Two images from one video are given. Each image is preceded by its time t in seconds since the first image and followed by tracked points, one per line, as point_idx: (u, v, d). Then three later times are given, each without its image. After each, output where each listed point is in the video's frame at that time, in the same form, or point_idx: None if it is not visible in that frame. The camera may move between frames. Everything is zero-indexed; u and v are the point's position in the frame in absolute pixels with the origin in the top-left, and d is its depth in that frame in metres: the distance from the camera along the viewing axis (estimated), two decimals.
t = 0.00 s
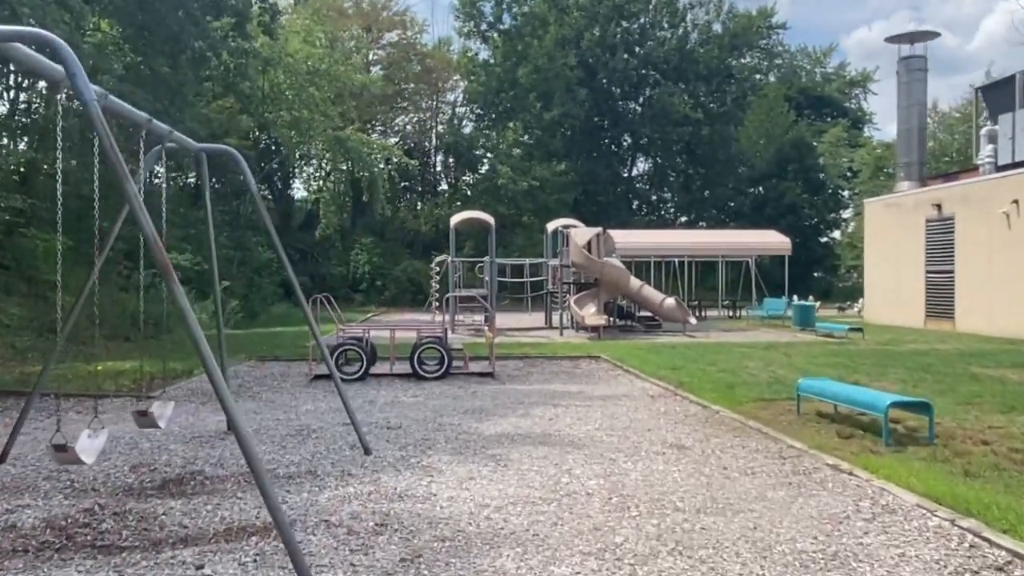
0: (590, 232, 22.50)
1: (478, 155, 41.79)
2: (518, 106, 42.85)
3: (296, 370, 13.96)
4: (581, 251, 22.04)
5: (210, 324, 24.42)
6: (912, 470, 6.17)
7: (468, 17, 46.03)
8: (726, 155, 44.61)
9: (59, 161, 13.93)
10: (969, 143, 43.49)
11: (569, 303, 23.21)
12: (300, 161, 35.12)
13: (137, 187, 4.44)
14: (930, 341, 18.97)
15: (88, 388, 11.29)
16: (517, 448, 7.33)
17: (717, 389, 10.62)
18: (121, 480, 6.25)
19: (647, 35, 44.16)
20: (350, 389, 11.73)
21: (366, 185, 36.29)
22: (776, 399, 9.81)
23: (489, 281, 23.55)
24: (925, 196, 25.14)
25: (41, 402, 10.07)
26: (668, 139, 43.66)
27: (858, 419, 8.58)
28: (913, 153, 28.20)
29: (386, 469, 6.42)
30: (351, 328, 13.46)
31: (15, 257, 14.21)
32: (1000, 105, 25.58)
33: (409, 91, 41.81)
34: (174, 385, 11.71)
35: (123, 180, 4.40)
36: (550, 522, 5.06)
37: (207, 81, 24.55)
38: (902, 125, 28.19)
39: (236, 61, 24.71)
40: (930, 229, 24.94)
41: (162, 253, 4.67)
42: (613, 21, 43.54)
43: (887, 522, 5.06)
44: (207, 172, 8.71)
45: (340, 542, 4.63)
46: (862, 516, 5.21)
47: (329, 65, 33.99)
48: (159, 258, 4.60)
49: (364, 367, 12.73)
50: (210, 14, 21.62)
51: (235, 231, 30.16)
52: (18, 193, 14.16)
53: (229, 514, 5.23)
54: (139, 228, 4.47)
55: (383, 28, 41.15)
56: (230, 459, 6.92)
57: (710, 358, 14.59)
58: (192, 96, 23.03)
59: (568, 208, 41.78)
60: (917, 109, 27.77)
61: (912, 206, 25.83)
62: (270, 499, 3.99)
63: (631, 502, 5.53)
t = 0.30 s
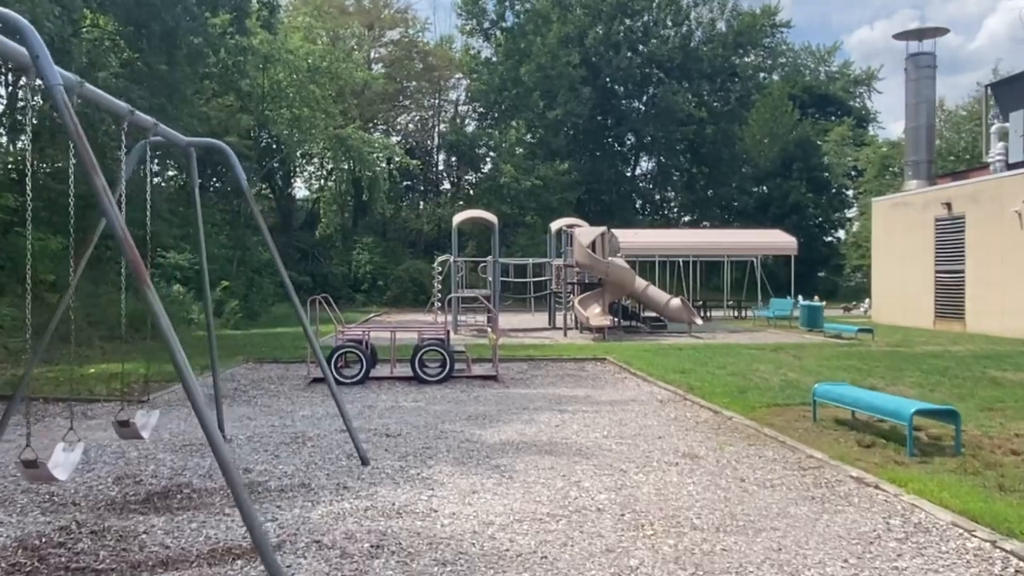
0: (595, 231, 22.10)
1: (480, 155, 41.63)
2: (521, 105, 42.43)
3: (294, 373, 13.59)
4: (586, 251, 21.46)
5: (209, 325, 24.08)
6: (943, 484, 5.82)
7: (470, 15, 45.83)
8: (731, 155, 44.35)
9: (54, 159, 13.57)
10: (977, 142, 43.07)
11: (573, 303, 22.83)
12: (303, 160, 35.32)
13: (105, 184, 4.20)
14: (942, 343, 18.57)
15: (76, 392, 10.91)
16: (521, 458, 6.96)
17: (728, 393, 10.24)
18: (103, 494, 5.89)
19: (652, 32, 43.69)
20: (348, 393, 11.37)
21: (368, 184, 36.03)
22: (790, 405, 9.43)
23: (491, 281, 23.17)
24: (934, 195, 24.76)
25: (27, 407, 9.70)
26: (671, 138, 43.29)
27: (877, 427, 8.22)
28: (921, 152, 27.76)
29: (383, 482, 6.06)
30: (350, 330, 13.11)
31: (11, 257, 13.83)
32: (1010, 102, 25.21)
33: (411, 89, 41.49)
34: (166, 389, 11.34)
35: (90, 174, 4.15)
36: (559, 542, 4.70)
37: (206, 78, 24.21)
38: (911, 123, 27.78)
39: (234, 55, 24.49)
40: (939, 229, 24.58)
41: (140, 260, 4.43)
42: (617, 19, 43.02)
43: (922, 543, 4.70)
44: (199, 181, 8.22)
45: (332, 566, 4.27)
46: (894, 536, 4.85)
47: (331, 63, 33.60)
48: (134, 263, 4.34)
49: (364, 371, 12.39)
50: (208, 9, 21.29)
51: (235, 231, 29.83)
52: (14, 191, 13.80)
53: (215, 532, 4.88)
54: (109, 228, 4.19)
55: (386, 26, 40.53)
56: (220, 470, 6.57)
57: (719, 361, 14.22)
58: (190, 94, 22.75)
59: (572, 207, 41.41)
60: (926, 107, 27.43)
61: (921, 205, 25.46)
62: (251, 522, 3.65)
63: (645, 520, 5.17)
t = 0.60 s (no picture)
0: (597, 231, 21.72)
1: (482, 155, 41.21)
2: (523, 104, 42.05)
3: (290, 375, 13.25)
4: (588, 251, 21.11)
5: (207, 326, 23.78)
6: (970, 496, 5.48)
7: (473, 13, 45.26)
8: (734, 155, 43.96)
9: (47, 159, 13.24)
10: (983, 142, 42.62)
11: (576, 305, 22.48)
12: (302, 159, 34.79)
13: (61, 170, 3.82)
14: (952, 345, 18.20)
15: (63, 396, 10.57)
16: (522, 467, 6.62)
17: (736, 397, 9.90)
18: (78, 506, 5.56)
19: (655, 32, 43.32)
20: (344, 397, 11.04)
21: (368, 184, 35.99)
22: (802, 410, 9.08)
23: (493, 282, 22.81)
24: (942, 195, 24.40)
25: (10, 410, 9.38)
26: (675, 138, 42.89)
27: (893, 434, 7.89)
28: (929, 151, 27.37)
29: (375, 493, 5.72)
30: (348, 332, 12.76)
31: (4, 260, 13.50)
32: (1020, 101, 24.83)
33: (413, 89, 41.24)
34: (157, 392, 11.01)
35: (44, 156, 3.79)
36: (562, 562, 4.36)
37: (203, 76, 23.91)
38: (918, 122, 27.42)
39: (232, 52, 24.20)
40: (947, 230, 24.23)
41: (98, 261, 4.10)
42: (620, 18, 42.72)
43: (953, 563, 4.35)
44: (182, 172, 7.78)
45: None
46: (922, 554, 4.51)
47: (331, 62, 33.30)
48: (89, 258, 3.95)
49: (360, 374, 12.02)
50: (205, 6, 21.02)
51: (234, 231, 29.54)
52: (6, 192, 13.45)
53: (191, 550, 4.54)
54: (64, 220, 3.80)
55: (387, 26, 40.36)
56: (204, 480, 6.23)
57: (725, 363, 13.88)
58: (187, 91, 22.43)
59: (574, 207, 41.07)
60: (933, 106, 27.09)
61: (929, 205, 25.09)
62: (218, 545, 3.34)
63: (654, 536, 4.84)
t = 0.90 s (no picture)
0: (598, 231, 21.36)
1: (484, 153, 40.63)
2: (525, 103, 41.65)
3: (283, 378, 12.90)
4: (590, 250, 20.77)
5: (204, 326, 23.48)
6: (995, 515, 5.15)
7: (474, 11, 44.51)
8: (738, 153, 43.30)
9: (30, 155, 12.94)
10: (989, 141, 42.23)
11: (577, 305, 22.14)
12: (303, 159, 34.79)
13: None
14: (960, 347, 17.84)
15: (46, 400, 10.26)
16: (518, 479, 6.27)
17: (742, 403, 9.56)
18: (44, 523, 5.23)
19: (657, 30, 42.93)
20: (337, 402, 10.71)
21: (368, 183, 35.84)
22: (812, 417, 8.73)
23: (493, 282, 22.47)
24: (949, 194, 24.04)
25: None
26: (678, 137, 42.51)
27: (908, 443, 7.53)
28: (935, 149, 26.99)
29: (362, 509, 5.38)
30: (343, 334, 12.42)
31: None
32: None
33: (414, 87, 40.96)
34: (144, 397, 10.69)
35: None
36: None
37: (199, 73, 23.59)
38: (924, 120, 27.04)
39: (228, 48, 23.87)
40: (955, 229, 23.86)
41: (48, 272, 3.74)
42: (622, 16, 42.37)
43: None
44: (159, 167, 7.36)
45: None
46: None
47: (330, 59, 32.95)
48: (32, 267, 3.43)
49: (355, 377, 11.66)
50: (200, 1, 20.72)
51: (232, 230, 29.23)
52: None
53: None
54: None
55: (388, 24, 40.10)
56: (182, 494, 5.89)
57: (730, 367, 13.54)
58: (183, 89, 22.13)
59: (576, 206, 40.70)
60: (940, 104, 26.69)
61: (936, 204, 24.73)
62: None
63: (659, 559, 4.49)
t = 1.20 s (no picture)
0: (599, 231, 21.00)
1: (483, 154, 40.40)
2: (524, 103, 41.32)
3: (275, 382, 12.54)
4: (591, 250, 20.43)
5: (200, 327, 23.15)
6: None
7: (474, 10, 44.15)
8: (738, 154, 42.94)
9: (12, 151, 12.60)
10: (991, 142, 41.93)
11: (578, 307, 21.80)
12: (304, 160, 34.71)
13: None
14: (969, 350, 17.50)
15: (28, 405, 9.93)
16: (516, 490, 5.92)
17: (751, 408, 9.21)
18: (7, 541, 4.86)
19: (657, 30, 42.60)
20: (331, 406, 10.35)
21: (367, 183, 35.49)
22: (824, 423, 8.39)
23: (492, 283, 22.12)
24: (955, 194, 23.70)
25: None
26: (679, 137, 42.15)
27: (927, 451, 7.18)
28: (941, 149, 26.64)
29: (350, 525, 5.02)
30: (336, 338, 12.03)
31: None
32: None
33: (413, 87, 40.69)
34: (130, 401, 10.34)
35: None
36: None
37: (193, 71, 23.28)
38: (929, 119, 26.71)
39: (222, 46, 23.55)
40: (960, 230, 23.52)
41: None
42: (622, 16, 42.05)
43: None
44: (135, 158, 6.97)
45: None
46: None
47: (328, 58, 32.64)
48: None
49: (349, 382, 11.29)
50: None
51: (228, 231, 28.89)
52: None
53: None
54: None
55: (386, 23, 39.93)
56: (160, 507, 5.54)
57: (736, 370, 13.19)
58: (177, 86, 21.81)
59: (576, 207, 40.34)
60: (945, 103, 26.35)
61: (941, 205, 24.38)
62: None
63: None
